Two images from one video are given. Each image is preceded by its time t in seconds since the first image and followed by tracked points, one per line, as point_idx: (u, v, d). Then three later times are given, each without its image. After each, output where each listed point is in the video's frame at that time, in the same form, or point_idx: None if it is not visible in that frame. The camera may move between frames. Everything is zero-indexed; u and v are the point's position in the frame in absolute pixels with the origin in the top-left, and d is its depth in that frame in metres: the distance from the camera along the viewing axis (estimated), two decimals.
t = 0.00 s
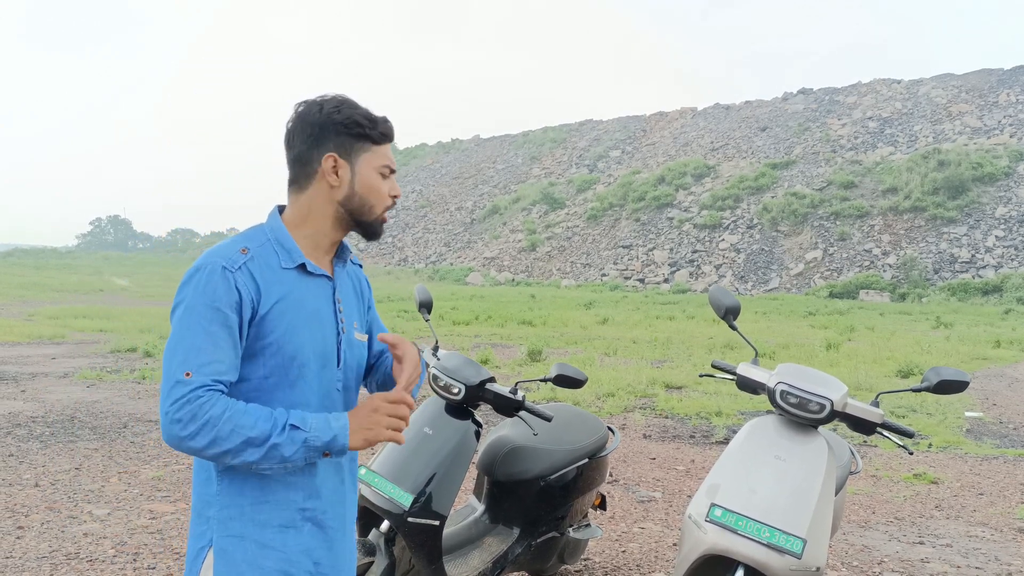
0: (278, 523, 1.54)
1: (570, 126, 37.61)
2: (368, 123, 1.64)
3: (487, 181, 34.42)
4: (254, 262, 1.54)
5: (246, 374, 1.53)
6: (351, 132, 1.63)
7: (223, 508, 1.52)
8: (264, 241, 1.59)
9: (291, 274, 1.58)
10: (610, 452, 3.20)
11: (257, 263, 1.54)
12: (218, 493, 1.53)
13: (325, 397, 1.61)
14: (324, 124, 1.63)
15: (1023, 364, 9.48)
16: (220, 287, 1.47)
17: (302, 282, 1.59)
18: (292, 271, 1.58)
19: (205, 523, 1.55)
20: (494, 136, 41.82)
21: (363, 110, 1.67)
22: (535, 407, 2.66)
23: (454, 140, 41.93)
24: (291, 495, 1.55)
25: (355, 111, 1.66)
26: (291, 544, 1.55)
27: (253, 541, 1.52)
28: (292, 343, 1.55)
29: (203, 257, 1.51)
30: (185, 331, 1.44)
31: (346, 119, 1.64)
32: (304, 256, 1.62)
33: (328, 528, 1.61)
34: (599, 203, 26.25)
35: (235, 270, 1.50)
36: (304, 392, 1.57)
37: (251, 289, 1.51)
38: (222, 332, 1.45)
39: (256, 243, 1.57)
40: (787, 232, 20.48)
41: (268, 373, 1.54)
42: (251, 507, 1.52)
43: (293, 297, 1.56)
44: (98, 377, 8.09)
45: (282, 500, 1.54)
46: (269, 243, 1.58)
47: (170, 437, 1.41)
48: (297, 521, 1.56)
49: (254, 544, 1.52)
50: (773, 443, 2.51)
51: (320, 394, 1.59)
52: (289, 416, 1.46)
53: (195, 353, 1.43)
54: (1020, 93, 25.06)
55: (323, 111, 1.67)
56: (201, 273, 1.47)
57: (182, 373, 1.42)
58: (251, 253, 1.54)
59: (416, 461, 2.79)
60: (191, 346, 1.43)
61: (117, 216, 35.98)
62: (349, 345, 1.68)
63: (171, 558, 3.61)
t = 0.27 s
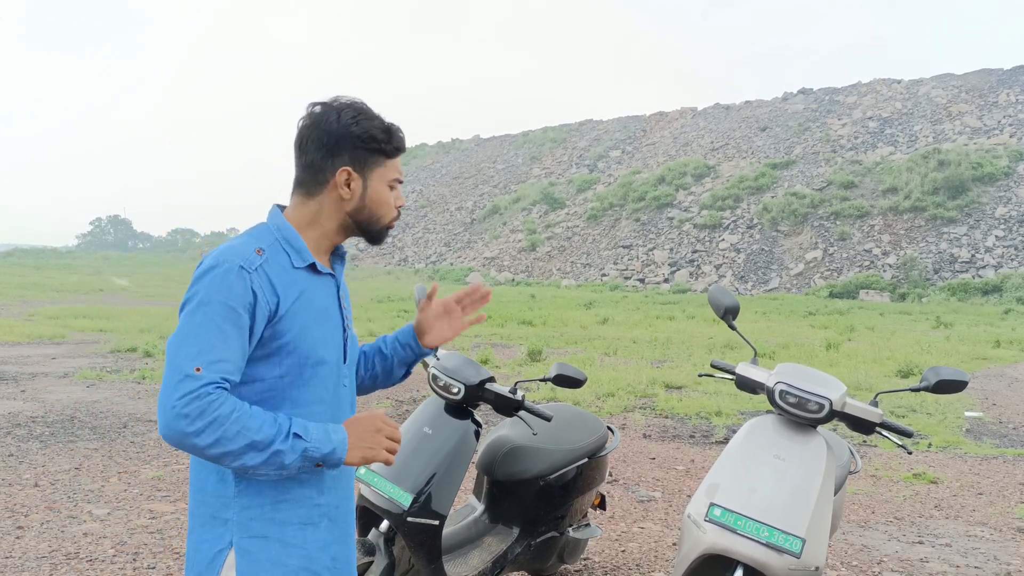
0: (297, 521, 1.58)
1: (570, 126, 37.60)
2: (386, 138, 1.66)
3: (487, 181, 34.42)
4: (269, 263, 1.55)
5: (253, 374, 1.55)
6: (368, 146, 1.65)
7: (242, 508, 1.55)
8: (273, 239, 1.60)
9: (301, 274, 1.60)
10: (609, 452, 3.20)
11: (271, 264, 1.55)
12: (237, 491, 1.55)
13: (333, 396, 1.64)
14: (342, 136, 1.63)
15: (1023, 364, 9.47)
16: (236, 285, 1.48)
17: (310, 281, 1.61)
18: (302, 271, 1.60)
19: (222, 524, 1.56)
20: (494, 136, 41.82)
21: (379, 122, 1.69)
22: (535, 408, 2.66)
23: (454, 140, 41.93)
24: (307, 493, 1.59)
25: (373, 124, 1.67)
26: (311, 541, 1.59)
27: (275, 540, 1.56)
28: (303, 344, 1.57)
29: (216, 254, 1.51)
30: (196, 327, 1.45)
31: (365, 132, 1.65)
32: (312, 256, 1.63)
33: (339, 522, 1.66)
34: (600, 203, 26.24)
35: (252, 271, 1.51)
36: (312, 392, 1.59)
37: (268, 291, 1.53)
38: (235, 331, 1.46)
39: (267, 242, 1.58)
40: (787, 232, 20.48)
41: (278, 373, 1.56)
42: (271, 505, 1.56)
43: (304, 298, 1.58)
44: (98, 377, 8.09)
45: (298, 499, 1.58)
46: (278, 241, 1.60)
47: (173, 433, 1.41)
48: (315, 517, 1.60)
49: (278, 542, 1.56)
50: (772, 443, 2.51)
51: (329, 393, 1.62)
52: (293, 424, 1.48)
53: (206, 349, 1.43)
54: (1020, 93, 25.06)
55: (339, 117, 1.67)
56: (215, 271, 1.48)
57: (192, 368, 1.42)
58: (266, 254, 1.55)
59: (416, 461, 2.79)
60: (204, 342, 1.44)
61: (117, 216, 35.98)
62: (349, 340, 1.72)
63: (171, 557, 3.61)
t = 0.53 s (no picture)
0: (303, 522, 1.58)
1: (570, 126, 37.59)
2: (375, 142, 1.64)
3: (487, 181, 34.42)
4: (273, 261, 1.58)
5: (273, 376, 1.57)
6: (357, 151, 1.64)
7: (247, 515, 1.55)
8: (269, 242, 1.61)
9: (298, 277, 1.62)
10: (609, 452, 3.20)
11: (274, 262, 1.58)
12: (239, 501, 1.55)
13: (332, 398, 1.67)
14: (330, 141, 1.62)
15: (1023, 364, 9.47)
16: (248, 286, 1.50)
17: (306, 282, 1.63)
18: (300, 270, 1.62)
19: (227, 530, 1.56)
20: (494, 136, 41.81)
21: (370, 122, 1.67)
22: (534, 408, 2.67)
23: (454, 140, 41.92)
24: (311, 496, 1.60)
25: (362, 127, 1.65)
26: (318, 541, 1.60)
27: (283, 543, 1.56)
28: (307, 343, 1.60)
29: (220, 258, 1.53)
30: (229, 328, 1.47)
31: (355, 136, 1.64)
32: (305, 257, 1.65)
33: (344, 522, 1.67)
34: (600, 203, 26.24)
35: (261, 269, 1.53)
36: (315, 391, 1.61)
37: (276, 289, 1.56)
38: (266, 328, 1.49)
39: (267, 244, 1.60)
40: (787, 232, 20.48)
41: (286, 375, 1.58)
42: (276, 509, 1.56)
43: (305, 297, 1.61)
44: (98, 377, 8.09)
45: (305, 500, 1.59)
46: (274, 242, 1.62)
47: (254, 433, 1.45)
48: (318, 519, 1.61)
49: (285, 546, 1.56)
50: (771, 443, 2.51)
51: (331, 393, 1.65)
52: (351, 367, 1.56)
53: (254, 350, 1.46)
54: (1020, 93, 25.06)
55: (328, 119, 1.65)
56: (231, 272, 1.51)
57: (253, 370, 1.45)
58: (269, 252, 1.58)
59: (415, 461, 2.79)
60: (240, 343, 1.46)
61: (117, 216, 35.96)
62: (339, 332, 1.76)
63: (170, 557, 3.61)
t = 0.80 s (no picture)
0: (310, 528, 1.58)
1: (570, 126, 37.58)
2: (355, 127, 1.63)
3: (487, 181, 34.43)
4: (273, 260, 1.58)
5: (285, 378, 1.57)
6: (339, 136, 1.62)
7: (253, 520, 1.54)
8: (266, 240, 1.61)
9: (298, 273, 1.62)
10: (608, 452, 3.21)
11: (275, 261, 1.57)
12: (245, 510, 1.55)
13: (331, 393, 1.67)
14: (309, 130, 1.60)
15: (1023, 364, 9.47)
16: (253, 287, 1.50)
17: (305, 278, 1.63)
18: (298, 269, 1.62)
19: (232, 534, 1.56)
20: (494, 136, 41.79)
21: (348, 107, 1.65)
22: (533, 408, 2.64)
23: (454, 140, 41.92)
24: (316, 499, 1.59)
25: (341, 112, 1.63)
26: (324, 546, 1.59)
27: (288, 550, 1.55)
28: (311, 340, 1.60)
29: (219, 263, 1.53)
30: (242, 332, 1.47)
31: (335, 121, 1.62)
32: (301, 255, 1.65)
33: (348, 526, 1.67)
34: (600, 203, 26.25)
35: (263, 270, 1.53)
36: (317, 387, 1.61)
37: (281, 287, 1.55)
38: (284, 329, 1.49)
39: (267, 243, 1.60)
40: (787, 232, 20.49)
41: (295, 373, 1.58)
42: (282, 514, 1.55)
43: (307, 294, 1.61)
44: (97, 377, 8.09)
45: (313, 504, 1.59)
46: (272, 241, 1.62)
47: (302, 437, 1.44)
48: (324, 523, 1.60)
49: (291, 551, 1.55)
50: (769, 442, 2.51)
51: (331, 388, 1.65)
52: (409, 390, 1.52)
53: (279, 352, 1.45)
54: (1020, 93, 25.07)
55: (305, 108, 1.63)
56: (236, 276, 1.50)
57: (286, 373, 1.44)
58: (268, 252, 1.58)
59: (414, 461, 2.80)
60: (255, 346, 1.46)
61: (117, 216, 35.95)
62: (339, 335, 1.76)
63: (170, 557, 3.62)
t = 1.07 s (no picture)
0: (312, 539, 1.55)
1: (571, 126, 37.59)
2: (358, 112, 1.64)
3: (487, 181, 34.44)
4: (273, 267, 1.53)
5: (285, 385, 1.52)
6: (340, 120, 1.63)
7: (255, 531, 1.51)
8: (268, 241, 1.57)
9: (302, 276, 1.58)
10: (608, 452, 3.20)
11: (276, 266, 1.53)
12: (247, 519, 1.51)
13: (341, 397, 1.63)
14: (312, 116, 1.60)
15: (1023, 364, 9.48)
16: (251, 298, 1.45)
17: (308, 281, 1.58)
18: (302, 272, 1.58)
19: (230, 544, 1.51)
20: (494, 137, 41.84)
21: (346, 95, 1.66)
22: (533, 408, 2.56)
23: (455, 140, 41.96)
24: (320, 508, 1.57)
25: (340, 97, 1.63)
26: (325, 556, 1.56)
27: (289, 560, 1.52)
28: (316, 345, 1.55)
29: (220, 266, 1.47)
30: (231, 348, 1.43)
31: (335, 106, 1.62)
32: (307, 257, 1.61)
33: (351, 535, 1.64)
34: (600, 203, 26.26)
35: (262, 278, 1.48)
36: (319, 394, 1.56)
37: (279, 297, 1.50)
38: (270, 346, 1.45)
39: (266, 247, 1.55)
40: (787, 232, 20.50)
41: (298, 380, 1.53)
42: (284, 523, 1.52)
43: (310, 299, 1.57)
44: (97, 377, 8.11)
45: (313, 514, 1.56)
46: (275, 242, 1.58)
47: (257, 461, 1.44)
48: (327, 532, 1.58)
49: (291, 563, 1.52)
50: (767, 443, 2.51)
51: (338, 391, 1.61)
52: (361, 411, 1.53)
53: (259, 373, 1.42)
54: (1019, 93, 25.10)
55: (301, 95, 1.63)
56: (234, 284, 1.45)
57: (256, 397, 1.41)
58: (269, 258, 1.52)
59: (413, 461, 2.80)
60: (244, 364, 1.42)
61: (117, 216, 35.98)
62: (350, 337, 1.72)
63: (169, 557, 3.62)
